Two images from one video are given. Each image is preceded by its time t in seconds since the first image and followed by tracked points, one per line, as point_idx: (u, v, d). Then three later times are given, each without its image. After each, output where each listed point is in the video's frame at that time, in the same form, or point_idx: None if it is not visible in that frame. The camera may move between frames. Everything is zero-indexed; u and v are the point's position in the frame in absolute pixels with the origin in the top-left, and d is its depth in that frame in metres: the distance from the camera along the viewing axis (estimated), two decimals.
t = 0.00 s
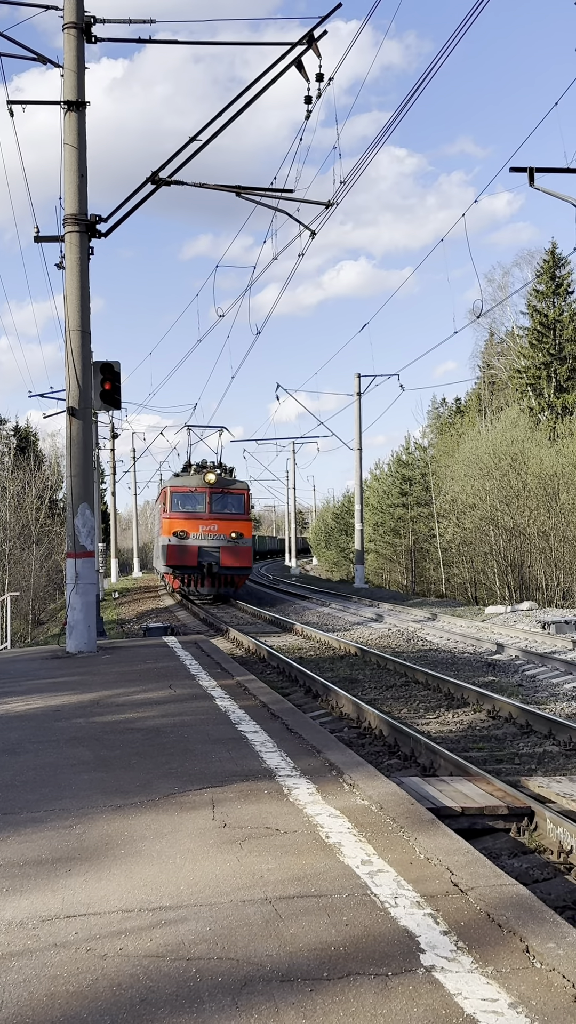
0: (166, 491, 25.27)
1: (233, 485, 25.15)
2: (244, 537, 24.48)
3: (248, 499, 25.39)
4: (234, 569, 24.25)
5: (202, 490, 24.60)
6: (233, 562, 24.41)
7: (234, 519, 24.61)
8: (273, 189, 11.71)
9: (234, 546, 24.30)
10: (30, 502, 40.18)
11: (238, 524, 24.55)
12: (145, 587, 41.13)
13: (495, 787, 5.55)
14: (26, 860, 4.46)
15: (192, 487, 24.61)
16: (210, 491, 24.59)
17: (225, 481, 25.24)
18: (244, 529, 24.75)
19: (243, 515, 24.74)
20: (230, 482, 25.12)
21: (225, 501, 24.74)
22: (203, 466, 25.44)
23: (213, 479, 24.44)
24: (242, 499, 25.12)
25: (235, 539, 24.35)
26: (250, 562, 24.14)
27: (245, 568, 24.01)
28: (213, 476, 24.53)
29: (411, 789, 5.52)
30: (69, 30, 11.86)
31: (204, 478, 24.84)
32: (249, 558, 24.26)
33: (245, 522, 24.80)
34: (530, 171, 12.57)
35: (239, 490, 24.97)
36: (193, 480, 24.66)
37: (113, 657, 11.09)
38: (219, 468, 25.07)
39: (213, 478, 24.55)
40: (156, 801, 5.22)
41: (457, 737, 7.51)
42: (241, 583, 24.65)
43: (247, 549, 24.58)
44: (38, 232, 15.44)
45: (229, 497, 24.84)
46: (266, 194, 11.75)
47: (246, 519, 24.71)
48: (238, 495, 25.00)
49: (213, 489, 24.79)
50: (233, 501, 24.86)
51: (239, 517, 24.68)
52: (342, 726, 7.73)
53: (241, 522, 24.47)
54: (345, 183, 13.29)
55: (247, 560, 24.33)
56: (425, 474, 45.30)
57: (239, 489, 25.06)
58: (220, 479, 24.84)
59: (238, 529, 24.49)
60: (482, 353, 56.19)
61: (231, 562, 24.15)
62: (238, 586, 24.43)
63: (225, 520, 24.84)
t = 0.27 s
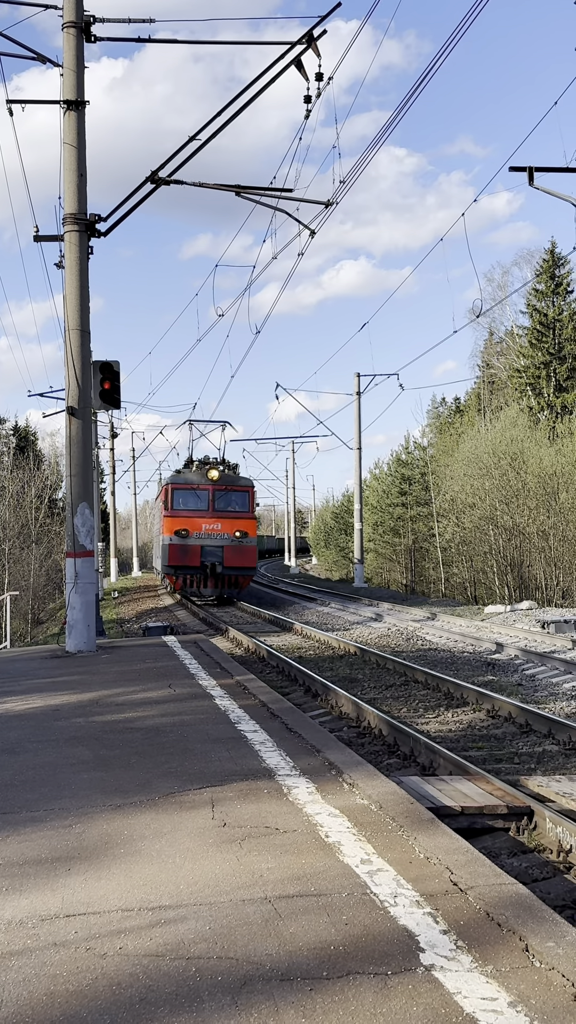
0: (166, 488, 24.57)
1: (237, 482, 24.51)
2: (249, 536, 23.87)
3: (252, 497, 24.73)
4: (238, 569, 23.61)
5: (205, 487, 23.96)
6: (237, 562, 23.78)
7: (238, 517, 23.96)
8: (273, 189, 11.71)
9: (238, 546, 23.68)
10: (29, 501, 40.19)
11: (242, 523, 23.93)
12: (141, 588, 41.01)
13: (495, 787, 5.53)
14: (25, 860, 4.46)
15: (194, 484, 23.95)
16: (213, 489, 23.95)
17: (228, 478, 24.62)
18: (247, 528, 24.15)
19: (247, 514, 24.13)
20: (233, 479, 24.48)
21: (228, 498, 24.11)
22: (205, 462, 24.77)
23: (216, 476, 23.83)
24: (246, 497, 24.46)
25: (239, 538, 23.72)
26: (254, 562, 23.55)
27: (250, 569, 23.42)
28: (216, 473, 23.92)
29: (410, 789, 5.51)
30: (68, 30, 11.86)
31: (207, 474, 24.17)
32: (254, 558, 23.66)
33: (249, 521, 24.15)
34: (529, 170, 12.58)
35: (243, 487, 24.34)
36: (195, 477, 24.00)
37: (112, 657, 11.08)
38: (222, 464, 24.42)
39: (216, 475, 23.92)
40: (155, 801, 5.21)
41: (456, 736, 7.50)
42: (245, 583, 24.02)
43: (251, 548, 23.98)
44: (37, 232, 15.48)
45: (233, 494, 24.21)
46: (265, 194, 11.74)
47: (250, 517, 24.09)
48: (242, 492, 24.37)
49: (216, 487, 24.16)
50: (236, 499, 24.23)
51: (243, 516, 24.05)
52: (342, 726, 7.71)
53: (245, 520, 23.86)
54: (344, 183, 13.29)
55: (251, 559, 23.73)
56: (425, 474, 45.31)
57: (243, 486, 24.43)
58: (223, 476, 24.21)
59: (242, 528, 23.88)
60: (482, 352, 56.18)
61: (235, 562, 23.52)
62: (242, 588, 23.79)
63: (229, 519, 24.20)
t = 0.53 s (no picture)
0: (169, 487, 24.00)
1: (242, 479, 23.87)
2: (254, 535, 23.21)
3: (257, 495, 24.10)
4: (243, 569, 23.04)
5: (208, 485, 23.34)
6: (242, 562, 23.18)
7: (243, 515, 23.32)
8: (273, 189, 11.71)
9: (243, 545, 23.08)
10: (30, 501, 40.21)
11: (248, 521, 23.34)
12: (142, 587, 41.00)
13: (495, 787, 5.53)
14: (26, 860, 4.46)
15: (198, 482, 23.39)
16: (217, 486, 23.31)
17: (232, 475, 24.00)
18: (253, 526, 23.57)
19: (253, 512, 23.54)
20: (238, 477, 23.82)
21: (233, 496, 23.54)
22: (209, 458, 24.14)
23: (220, 473, 23.22)
24: (251, 494, 23.80)
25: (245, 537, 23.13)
26: (260, 561, 22.95)
27: (256, 568, 22.83)
28: (220, 470, 23.28)
29: (410, 789, 5.50)
30: (69, 30, 11.86)
31: (210, 470, 23.54)
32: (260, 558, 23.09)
33: (254, 519, 23.48)
34: (530, 170, 12.57)
35: (249, 484, 23.76)
36: (199, 475, 23.45)
37: (113, 657, 11.07)
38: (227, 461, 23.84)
39: (220, 472, 23.35)
40: (155, 800, 5.21)
41: (457, 736, 7.49)
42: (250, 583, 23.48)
43: (257, 548, 23.31)
44: (38, 232, 15.47)
45: (238, 492, 23.64)
46: (266, 193, 11.73)
47: (256, 515, 23.50)
48: (247, 489, 23.82)
49: (220, 484, 23.61)
50: (241, 496, 23.64)
51: (248, 514, 23.48)
52: (343, 726, 7.70)
53: (250, 518, 23.27)
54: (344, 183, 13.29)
55: (257, 559, 23.14)
56: (425, 473, 45.33)
57: (248, 483, 23.86)
58: (228, 473, 23.58)
59: (247, 525, 23.29)
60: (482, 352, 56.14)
61: (240, 562, 22.93)
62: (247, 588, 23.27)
63: (233, 517, 23.54)
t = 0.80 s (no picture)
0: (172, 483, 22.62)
1: (250, 475, 22.42)
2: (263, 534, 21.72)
3: (266, 492, 22.65)
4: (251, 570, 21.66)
5: (214, 482, 21.94)
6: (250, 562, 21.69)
7: (251, 513, 21.84)
8: (275, 189, 11.70)
9: (252, 545, 21.67)
10: (31, 501, 40.25)
11: (256, 519, 21.83)
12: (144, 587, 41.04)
13: (497, 787, 5.52)
14: (28, 860, 4.46)
15: (202, 478, 21.91)
16: (223, 483, 21.87)
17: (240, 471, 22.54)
18: (262, 524, 22.06)
19: (261, 509, 22.01)
20: (246, 473, 22.40)
21: (240, 492, 22.04)
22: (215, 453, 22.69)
23: (227, 469, 21.81)
24: (260, 491, 22.35)
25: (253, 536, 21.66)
26: (269, 562, 21.49)
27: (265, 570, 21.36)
28: (227, 465, 21.87)
29: (412, 789, 5.49)
30: (71, 30, 11.86)
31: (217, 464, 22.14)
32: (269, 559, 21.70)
33: (263, 518, 21.99)
34: (532, 170, 12.57)
35: (257, 480, 22.27)
36: (204, 470, 21.99)
37: (115, 657, 11.07)
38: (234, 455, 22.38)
39: (226, 466, 21.91)
40: (157, 800, 5.21)
41: (459, 736, 7.48)
42: (258, 585, 22.14)
43: (266, 548, 21.81)
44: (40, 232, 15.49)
45: (245, 488, 22.15)
46: (268, 193, 11.73)
47: (265, 512, 21.99)
48: (256, 485, 22.31)
49: (226, 480, 22.13)
50: (249, 492, 22.15)
51: (256, 511, 21.96)
52: (344, 726, 7.70)
53: (258, 516, 21.79)
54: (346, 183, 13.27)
55: (266, 560, 21.69)
56: (427, 474, 45.39)
57: (256, 479, 22.38)
58: (235, 469, 22.18)
59: (255, 524, 21.80)
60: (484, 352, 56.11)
61: (248, 563, 21.52)
62: (254, 590, 22.18)
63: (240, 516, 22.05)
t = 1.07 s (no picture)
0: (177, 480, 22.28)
1: (257, 471, 22.08)
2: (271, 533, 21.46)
3: (274, 489, 22.35)
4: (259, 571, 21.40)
5: (221, 479, 21.61)
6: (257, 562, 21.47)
7: (258, 512, 21.57)
8: (277, 189, 11.70)
9: (259, 545, 21.37)
10: (33, 501, 40.29)
11: (264, 517, 21.59)
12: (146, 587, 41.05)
13: (499, 787, 5.52)
14: (30, 860, 4.46)
15: (208, 475, 21.61)
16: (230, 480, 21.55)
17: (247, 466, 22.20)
18: (270, 522, 21.79)
19: (269, 507, 21.77)
20: (253, 469, 22.06)
21: (247, 490, 21.77)
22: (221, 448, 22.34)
23: (234, 466, 21.46)
24: (267, 488, 22.05)
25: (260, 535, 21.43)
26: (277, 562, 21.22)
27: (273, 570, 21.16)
28: (234, 461, 21.52)
29: (414, 789, 5.49)
30: (74, 30, 11.87)
31: (224, 460, 21.76)
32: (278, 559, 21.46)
33: (271, 515, 21.72)
34: (534, 170, 12.56)
35: (264, 477, 21.99)
36: (210, 467, 21.67)
37: (117, 657, 11.09)
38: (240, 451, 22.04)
39: (233, 464, 21.59)
40: (159, 800, 5.21)
41: (461, 736, 7.48)
42: (265, 586, 21.82)
43: (275, 546, 21.57)
44: (43, 232, 15.51)
45: (253, 485, 21.88)
46: (270, 193, 11.73)
47: (272, 510, 21.76)
48: (262, 482, 22.06)
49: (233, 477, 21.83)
50: (256, 490, 21.89)
51: (263, 509, 21.72)
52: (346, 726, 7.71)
53: (266, 515, 21.55)
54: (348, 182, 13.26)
55: (275, 560, 21.43)
56: (429, 474, 45.43)
57: (263, 476, 22.12)
58: (242, 465, 21.84)
59: (263, 523, 21.54)
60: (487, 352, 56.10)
61: (256, 563, 21.22)
62: (262, 590, 21.66)
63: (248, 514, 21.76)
